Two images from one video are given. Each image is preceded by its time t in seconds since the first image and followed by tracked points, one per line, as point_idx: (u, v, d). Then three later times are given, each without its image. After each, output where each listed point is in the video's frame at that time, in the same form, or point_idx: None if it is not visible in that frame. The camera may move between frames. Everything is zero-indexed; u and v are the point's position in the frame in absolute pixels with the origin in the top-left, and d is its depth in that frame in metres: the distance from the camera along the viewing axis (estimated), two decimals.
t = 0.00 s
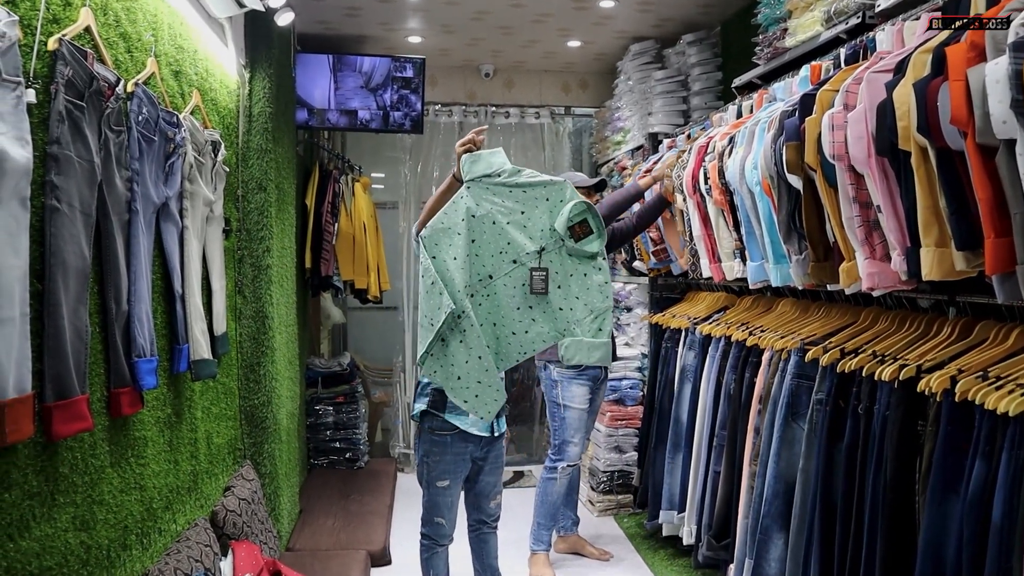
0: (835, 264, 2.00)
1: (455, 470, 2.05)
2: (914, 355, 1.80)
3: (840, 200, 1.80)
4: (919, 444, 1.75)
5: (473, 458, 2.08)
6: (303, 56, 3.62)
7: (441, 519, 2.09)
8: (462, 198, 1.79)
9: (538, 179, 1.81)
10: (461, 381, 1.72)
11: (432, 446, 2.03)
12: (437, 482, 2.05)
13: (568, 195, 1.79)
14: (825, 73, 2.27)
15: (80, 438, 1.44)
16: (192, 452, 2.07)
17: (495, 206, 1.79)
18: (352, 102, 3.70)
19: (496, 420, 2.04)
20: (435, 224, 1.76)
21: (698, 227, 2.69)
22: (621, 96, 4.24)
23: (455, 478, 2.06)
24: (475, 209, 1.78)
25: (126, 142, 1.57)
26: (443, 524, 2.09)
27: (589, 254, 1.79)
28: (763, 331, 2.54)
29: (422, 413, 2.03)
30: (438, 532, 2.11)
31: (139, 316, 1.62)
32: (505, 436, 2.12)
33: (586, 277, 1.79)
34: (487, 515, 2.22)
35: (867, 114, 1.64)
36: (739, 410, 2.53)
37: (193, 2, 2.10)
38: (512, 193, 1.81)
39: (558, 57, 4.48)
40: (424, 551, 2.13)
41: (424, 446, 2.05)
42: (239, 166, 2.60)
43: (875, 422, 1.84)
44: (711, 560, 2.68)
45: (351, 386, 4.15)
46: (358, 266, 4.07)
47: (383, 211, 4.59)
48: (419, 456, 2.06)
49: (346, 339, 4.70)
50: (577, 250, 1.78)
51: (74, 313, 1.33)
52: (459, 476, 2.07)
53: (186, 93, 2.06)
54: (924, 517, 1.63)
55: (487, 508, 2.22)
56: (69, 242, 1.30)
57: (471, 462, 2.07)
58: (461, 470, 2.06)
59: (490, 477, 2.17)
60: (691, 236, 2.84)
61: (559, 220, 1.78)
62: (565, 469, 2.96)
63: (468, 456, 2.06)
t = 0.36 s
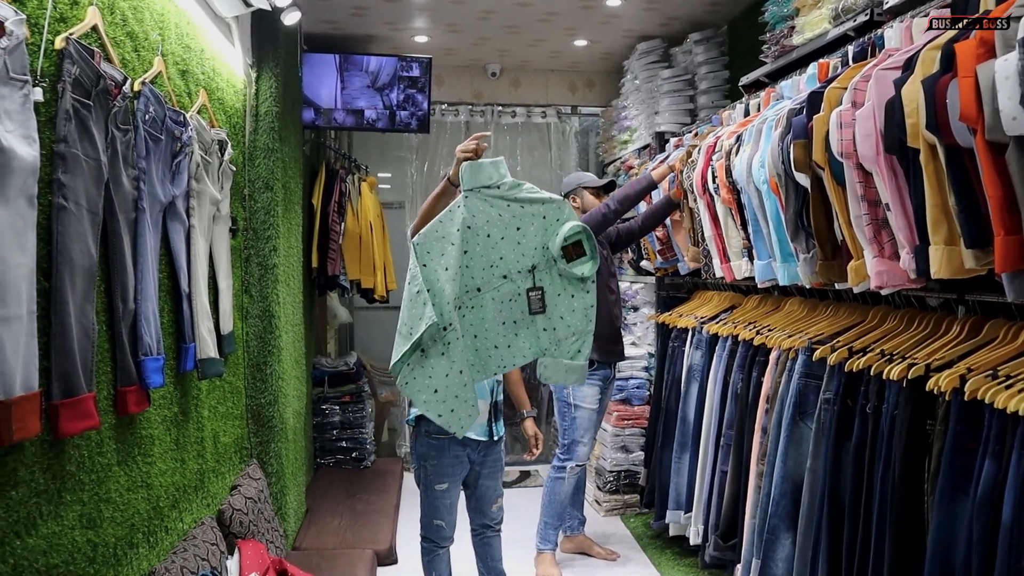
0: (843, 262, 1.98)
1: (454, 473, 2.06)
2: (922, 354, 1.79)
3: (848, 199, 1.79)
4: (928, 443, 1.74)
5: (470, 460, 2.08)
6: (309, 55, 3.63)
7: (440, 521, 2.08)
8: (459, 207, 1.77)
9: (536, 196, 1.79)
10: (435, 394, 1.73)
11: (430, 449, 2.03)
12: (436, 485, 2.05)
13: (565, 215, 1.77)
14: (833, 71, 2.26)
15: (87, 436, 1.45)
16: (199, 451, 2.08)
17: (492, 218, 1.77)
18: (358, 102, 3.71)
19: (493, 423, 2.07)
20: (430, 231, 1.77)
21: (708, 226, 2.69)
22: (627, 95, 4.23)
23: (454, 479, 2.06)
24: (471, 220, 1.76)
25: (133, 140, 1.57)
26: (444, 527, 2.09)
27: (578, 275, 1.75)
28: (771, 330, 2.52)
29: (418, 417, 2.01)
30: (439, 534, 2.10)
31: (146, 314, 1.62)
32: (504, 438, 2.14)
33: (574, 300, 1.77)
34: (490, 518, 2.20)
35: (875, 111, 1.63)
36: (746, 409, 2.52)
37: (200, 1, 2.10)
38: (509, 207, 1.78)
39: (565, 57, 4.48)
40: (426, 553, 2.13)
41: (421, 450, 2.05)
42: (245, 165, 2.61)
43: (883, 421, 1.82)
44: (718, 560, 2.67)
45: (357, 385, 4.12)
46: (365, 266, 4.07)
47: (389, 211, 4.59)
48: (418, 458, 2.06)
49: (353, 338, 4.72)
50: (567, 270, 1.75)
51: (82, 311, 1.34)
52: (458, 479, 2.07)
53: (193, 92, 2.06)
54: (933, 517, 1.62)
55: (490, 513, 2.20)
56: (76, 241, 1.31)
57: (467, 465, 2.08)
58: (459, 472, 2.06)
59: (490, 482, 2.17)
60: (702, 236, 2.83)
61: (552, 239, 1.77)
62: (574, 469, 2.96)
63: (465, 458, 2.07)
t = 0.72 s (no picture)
0: (852, 263, 1.97)
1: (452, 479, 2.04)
2: (931, 356, 1.78)
3: (857, 199, 1.78)
4: (938, 446, 1.73)
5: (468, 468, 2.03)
6: (316, 56, 3.64)
7: (440, 525, 2.01)
8: (357, 359, 1.40)
9: (444, 340, 1.43)
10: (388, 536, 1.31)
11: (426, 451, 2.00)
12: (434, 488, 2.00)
13: (477, 359, 1.41)
14: (841, 71, 2.25)
15: (94, 437, 1.45)
16: (205, 452, 2.08)
17: (396, 366, 1.39)
18: (364, 103, 3.71)
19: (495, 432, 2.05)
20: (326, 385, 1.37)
21: (711, 226, 2.68)
22: (634, 95, 4.22)
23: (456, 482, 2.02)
24: (374, 370, 1.39)
25: (139, 141, 1.58)
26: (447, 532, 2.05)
27: (487, 421, 1.40)
28: (778, 331, 2.51)
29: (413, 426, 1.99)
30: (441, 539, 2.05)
31: (152, 315, 1.63)
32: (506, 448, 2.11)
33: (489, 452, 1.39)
34: (504, 530, 2.19)
35: (884, 111, 1.62)
36: (754, 411, 2.51)
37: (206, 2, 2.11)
38: (416, 352, 1.41)
39: (571, 57, 4.47)
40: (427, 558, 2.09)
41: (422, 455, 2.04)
42: (251, 166, 2.61)
43: (891, 423, 1.81)
44: (725, 563, 2.66)
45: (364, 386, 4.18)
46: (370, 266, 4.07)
47: (396, 212, 4.59)
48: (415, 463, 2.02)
49: (359, 337, 4.72)
50: (476, 415, 1.40)
51: (88, 312, 1.34)
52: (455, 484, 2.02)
53: (199, 93, 2.07)
54: (943, 519, 1.60)
55: (504, 524, 2.18)
56: (83, 242, 1.31)
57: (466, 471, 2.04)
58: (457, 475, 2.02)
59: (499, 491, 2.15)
60: (704, 234, 2.81)
61: (463, 386, 1.40)
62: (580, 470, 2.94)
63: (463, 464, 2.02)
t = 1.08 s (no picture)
0: (860, 262, 1.96)
1: (455, 476, 2.08)
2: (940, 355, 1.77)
3: (865, 197, 1.77)
4: (947, 445, 1.71)
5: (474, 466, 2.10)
6: (323, 56, 3.64)
7: (446, 523, 2.09)
8: None
9: None
10: None
11: (432, 453, 2.06)
12: (438, 488, 2.08)
13: None
14: (849, 69, 2.24)
15: (103, 434, 1.45)
16: (213, 450, 2.09)
17: None
18: (371, 102, 3.71)
19: (500, 436, 2.09)
20: None
21: (718, 225, 2.67)
22: (641, 95, 4.21)
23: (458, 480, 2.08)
24: None
25: (148, 140, 1.58)
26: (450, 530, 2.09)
27: None
28: (785, 330, 2.50)
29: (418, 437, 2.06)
30: (448, 537, 2.10)
31: (161, 314, 1.63)
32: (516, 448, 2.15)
33: None
34: (514, 532, 2.18)
35: (894, 109, 1.61)
36: (761, 410, 2.50)
37: (214, 1, 2.11)
38: None
39: (578, 56, 4.47)
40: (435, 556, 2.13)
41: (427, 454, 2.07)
42: (259, 165, 2.62)
43: (901, 423, 1.80)
44: (732, 562, 2.65)
45: (371, 385, 4.16)
46: (377, 265, 4.08)
47: (402, 211, 4.59)
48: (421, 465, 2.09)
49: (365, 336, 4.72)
50: None
51: (98, 310, 1.35)
52: (460, 483, 2.09)
53: (207, 92, 2.07)
54: (953, 518, 1.60)
55: (513, 525, 2.18)
56: (93, 240, 1.32)
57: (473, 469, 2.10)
58: (462, 475, 2.08)
59: (505, 490, 2.15)
60: (710, 233, 2.80)
61: None
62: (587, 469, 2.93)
63: (470, 464, 2.09)
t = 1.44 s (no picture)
0: (865, 261, 1.96)
1: (473, 474, 2.07)
2: (945, 354, 1.76)
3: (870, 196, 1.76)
4: (952, 444, 1.71)
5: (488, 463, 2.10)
6: (328, 56, 3.65)
7: (459, 522, 2.09)
8: None
9: None
10: None
11: (450, 450, 2.04)
12: (455, 486, 2.06)
13: None
14: (854, 68, 2.23)
15: (109, 433, 1.46)
16: (218, 449, 2.09)
17: None
18: (376, 102, 3.72)
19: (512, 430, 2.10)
20: None
21: (725, 225, 2.66)
22: (645, 94, 4.21)
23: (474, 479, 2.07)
24: None
25: (154, 139, 1.59)
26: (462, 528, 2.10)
27: None
28: (790, 329, 2.50)
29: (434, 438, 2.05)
30: (458, 535, 2.11)
31: (166, 313, 1.64)
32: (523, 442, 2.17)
33: None
34: (527, 523, 2.19)
35: (898, 107, 1.61)
36: (766, 409, 2.49)
37: (220, 1, 2.12)
38: None
39: (583, 56, 4.47)
40: (444, 556, 2.13)
41: (444, 450, 2.05)
42: (264, 165, 2.63)
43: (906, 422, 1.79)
44: (737, 561, 2.65)
45: (375, 385, 4.17)
46: (381, 265, 4.10)
47: (407, 211, 4.60)
48: (436, 462, 2.07)
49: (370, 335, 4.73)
50: None
51: (104, 309, 1.35)
52: (476, 480, 2.08)
53: (213, 92, 2.08)
54: (958, 517, 1.59)
55: (525, 515, 2.19)
56: (98, 239, 1.33)
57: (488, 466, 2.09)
58: (478, 473, 2.07)
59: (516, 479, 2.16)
60: (719, 235, 2.80)
61: None
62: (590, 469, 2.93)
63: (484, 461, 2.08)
